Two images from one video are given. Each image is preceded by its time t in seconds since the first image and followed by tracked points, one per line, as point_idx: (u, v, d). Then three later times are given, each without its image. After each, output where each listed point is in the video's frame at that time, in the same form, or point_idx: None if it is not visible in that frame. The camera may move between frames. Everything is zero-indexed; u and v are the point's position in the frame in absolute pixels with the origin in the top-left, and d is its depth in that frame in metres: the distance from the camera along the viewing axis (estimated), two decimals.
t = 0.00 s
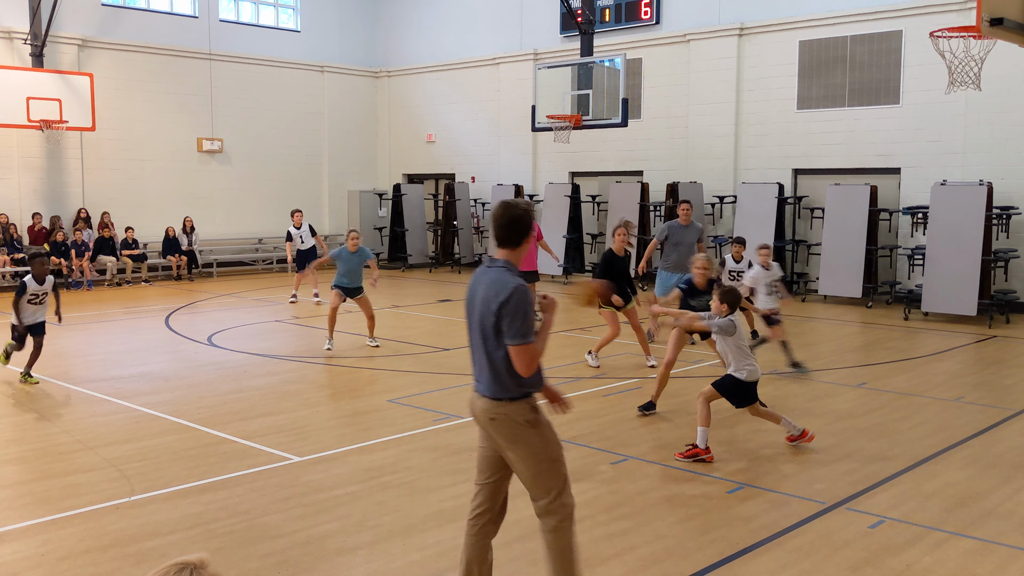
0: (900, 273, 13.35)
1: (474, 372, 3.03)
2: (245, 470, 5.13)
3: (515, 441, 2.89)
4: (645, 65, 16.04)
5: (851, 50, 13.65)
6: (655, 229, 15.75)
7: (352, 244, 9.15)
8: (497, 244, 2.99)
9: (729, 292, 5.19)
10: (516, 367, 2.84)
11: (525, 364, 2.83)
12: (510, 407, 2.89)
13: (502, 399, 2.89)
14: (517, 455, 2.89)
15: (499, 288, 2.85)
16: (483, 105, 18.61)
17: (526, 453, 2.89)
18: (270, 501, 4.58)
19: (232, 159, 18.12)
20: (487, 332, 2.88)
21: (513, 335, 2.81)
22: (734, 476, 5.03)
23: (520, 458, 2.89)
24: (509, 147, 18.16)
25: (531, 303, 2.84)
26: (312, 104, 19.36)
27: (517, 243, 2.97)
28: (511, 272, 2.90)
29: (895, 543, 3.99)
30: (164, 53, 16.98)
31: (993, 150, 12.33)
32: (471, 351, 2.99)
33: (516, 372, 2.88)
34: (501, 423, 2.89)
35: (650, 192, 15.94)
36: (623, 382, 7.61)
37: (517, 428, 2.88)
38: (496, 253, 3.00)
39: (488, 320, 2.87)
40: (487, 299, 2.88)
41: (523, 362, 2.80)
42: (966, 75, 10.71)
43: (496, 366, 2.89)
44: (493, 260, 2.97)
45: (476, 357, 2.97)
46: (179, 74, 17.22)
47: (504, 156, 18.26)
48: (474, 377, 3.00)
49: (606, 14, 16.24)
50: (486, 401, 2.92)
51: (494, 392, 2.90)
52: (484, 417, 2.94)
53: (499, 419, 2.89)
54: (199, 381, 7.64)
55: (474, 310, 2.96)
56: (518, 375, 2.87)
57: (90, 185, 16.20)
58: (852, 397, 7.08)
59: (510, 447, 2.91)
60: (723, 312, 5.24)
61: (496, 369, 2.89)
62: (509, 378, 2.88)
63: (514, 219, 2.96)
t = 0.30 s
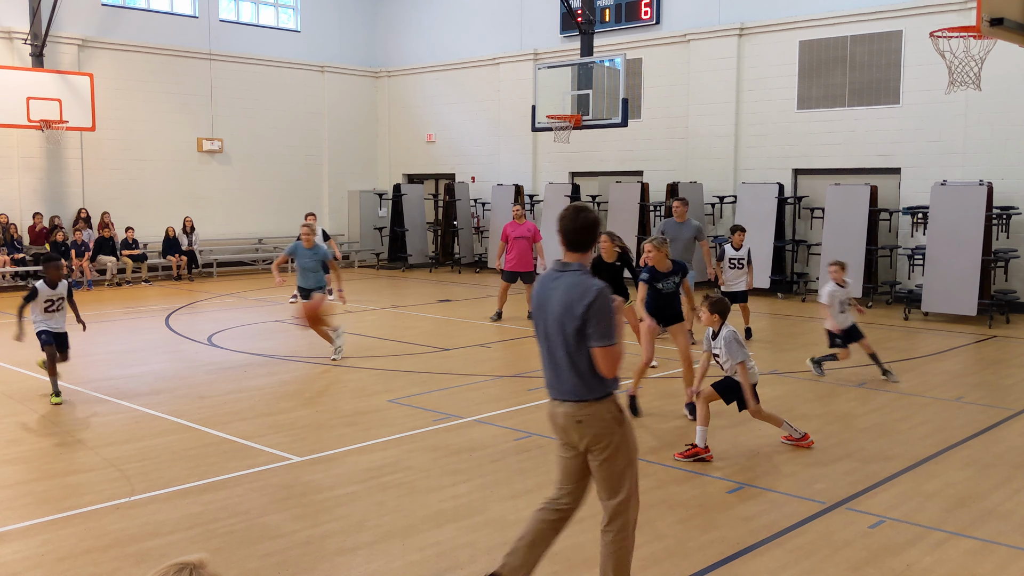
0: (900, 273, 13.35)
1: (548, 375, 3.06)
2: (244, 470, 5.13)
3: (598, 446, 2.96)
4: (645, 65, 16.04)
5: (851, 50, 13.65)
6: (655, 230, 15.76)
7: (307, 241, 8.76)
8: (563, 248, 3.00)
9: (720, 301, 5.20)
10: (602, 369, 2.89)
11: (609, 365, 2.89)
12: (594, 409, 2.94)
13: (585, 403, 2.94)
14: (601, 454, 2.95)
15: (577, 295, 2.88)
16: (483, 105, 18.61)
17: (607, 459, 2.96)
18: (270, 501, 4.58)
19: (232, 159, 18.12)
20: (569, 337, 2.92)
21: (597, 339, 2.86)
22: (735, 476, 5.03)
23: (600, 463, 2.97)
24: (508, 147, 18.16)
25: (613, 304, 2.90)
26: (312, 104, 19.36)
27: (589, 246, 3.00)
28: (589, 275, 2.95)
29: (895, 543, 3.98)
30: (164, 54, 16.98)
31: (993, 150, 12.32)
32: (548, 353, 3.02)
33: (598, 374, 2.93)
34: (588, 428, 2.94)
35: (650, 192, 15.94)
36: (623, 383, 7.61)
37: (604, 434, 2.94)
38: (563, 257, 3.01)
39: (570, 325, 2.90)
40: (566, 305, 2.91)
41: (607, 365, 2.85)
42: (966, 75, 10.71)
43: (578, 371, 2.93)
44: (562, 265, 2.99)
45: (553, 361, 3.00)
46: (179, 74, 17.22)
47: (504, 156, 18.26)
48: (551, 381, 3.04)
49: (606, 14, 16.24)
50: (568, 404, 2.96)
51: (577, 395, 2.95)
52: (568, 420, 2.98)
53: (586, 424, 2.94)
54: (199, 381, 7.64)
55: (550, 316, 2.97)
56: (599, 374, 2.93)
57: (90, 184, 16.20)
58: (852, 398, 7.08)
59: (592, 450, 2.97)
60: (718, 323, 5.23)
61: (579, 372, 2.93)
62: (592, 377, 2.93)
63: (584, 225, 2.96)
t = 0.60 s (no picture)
0: (900, 273, 13.36)
1: (605, 372, 3.03)
2: (245, 469, 5.13)
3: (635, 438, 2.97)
4: (645, 65, 16.04)
5: (851, 50, 13.65)
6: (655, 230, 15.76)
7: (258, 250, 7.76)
8: (621, 241, 3.00)
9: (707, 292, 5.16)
10: (675, 357, 2.98)
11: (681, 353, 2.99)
12: (656, 400, 2.97)
13: (655, 392, 2.97)
14: (635, 442, 2.97)
15: (654, 286, 2.94)
16: (483, 105, 18.61)
17: (643, 454, 2.97)
18: (270, 501, 4.58)
19: (232, 159, 18.12)
20: (644, 331, 2.96)
21: (673, 328, 2.95)
22: (734, 476, 5.03)
23: (633, 454, 2.97)
24: (509, 147, 18.15)
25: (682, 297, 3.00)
26: (312, 104, 19.36)
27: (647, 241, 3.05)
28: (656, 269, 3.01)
29: (895, 543, 3.98)
30: (164, 54, 16.98)
31: (993, 150, 12.32)
32: (615, 347, 3.00)
33: (666, 364, 3.01)
34: (635, 421, 2.95)
35: (650, 192, 15.95)
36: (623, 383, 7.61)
37: (649, 431, 2.96)
38: (621, 250, 3.01)
39: (646, 316, 2.95)
40: (642, 297, 2.95)
41: (684, 353, 2.97)
42: (966, 75, 10.71)
43: (649, 363, 2.97)
44: (624, 258, 3.00)
45: (618, 355, 2.99)
46: (179, 74, 17.22)
47: (504, 156, 18.25)
48: (611, 376, 3.01)
49: (606, 14, 16.26)
50: (636, 395, 2.96)
51: (644, 386, 2.96)
52: (617, 409, 2.98)
53: (635, 417, 2.95)
54: (199, 381, 7.64)
55: (621, 308, 2.97)
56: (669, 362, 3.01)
57: (90, 184, 16.20)
58: (853, 398, 7.08)
59: (631, 441, 2.98)
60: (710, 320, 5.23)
61: (649, 363, 2.97)
62: (662, 369, 2.99)
63: (647, 217, 2.98)
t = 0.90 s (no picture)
0: (900, 273, 13.36)
1: (644, 368, 3.02)
2: (245, 470, 5.13)
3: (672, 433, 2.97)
4: (645, 65, 16.04)
5: (851, 50, 13.65)
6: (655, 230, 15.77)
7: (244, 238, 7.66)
8: (659, 240, 3.05)
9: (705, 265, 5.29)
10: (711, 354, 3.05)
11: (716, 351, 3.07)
12: (695, 396, 3.00)
13: (694, 387, 3.00)
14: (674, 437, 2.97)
15: (697, 283, 3.01)
16: (483, 105, 18.62)
17: (681, 450, 2.98)
18: (270, 501, 4.58)
19: (232, 159, 18.12)
20: (687, 327, 3.01)
21: (713, 324, 3.03)
22: (734, 476, 5.03)
23: (671, 447, 2.98)
24: (509, 147, 18.15)
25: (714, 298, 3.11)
26: (312, 104, 19.36)
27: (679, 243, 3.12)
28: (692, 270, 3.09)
29: (895, 543, 3.99)
30: (164, 54, 16.98)
31: (993, 150, 12.32)
32: (658, 342, 3.00)
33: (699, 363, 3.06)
34: (677, 416, 2.96)
35: (650, 192, 15.95)
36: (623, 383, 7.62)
37: (689, 426, 2.98)
38: (657, 249, 3.06)
39: (690, 312, 3.01)
40: (687, 292, 3.00)
41: (720, 352, 3.05)
42: (966, 75, 10.71)
43: (690, 359, 3.00)
44: (664, 256, 3.05)
45: (660, 350, 2.99)
46: (179, 74, 17.22)
47: (504, 155, 18.26)
48: (651, 371, 3.00)
49: (606, 14, 16.26)
50: (677, 390, 2.98)
51: (686, 382, 2.99)
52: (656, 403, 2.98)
53: (676, 412, 2.95)
54: (199, 381, 7.64)
55: (665, 304, 3.00)
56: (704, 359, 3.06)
57: (90, 184, 16.21)
58: (853, 398, 7.08)
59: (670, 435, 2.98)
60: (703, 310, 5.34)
61: (690, 357, 3.00)
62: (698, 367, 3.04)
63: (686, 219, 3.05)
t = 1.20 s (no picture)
0: (900, 273, 13.37)
1: (679, 362, 3.10)
2: (245, 470, 5.13)
3: (714, 430, 3.11)
4: (645, 65, 16.04)
5: (851, 50, 13.65)
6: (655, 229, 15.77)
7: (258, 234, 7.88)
8: (685, 237, 3.16)
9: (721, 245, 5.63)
10: (735, 347, 3.19)
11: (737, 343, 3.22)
12: (725, 388, 3.13)
13: (723, 379, 3.13)
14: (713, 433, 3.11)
15: (725, 278, 3.13)
16: (482, 105, 18.62)
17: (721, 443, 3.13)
18: (271, 501, 4.58)
19: (232, 159, 18.12)
20: (717, 320, 3.13)
21: (739, 316, 3.18)
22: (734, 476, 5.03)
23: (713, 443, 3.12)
24: (509, 147, 18.15)
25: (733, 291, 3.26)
26: (312, 104, 19.37)
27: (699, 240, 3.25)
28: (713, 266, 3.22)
29: (895, 543, 3.99)
30: (164, 54, 16.98)
31: (993, 150, 12.32)
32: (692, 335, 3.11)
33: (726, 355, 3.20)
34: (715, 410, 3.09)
35: (650, 192, 15.95)
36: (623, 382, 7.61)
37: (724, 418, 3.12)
38: (683, 246, 3.18)
39: (720, 306, 3.13)
40: (718, 285, 3.12)
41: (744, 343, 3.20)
42: (966, 75, 10.72)
43: (721, 351, 3.13)
44: (690, 253, 3.16)
45: (696, 344, 3.09)
46: (179, 74, 17.22)
47: (504, 155, 18.26)
48: (689, 364, 3.09)
49: (606, 14, 16.26)
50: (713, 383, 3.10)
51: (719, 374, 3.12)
52: (692, 398, 3.07)
53: (714, 407, 3.08)
54: (199, 381, 7.64)
55: (697, 299, 3.10)
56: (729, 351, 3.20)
57: (90, 184, 16.21)
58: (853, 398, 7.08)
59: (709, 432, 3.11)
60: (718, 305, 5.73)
61: (722, 349, 3.14)
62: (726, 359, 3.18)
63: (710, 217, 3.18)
